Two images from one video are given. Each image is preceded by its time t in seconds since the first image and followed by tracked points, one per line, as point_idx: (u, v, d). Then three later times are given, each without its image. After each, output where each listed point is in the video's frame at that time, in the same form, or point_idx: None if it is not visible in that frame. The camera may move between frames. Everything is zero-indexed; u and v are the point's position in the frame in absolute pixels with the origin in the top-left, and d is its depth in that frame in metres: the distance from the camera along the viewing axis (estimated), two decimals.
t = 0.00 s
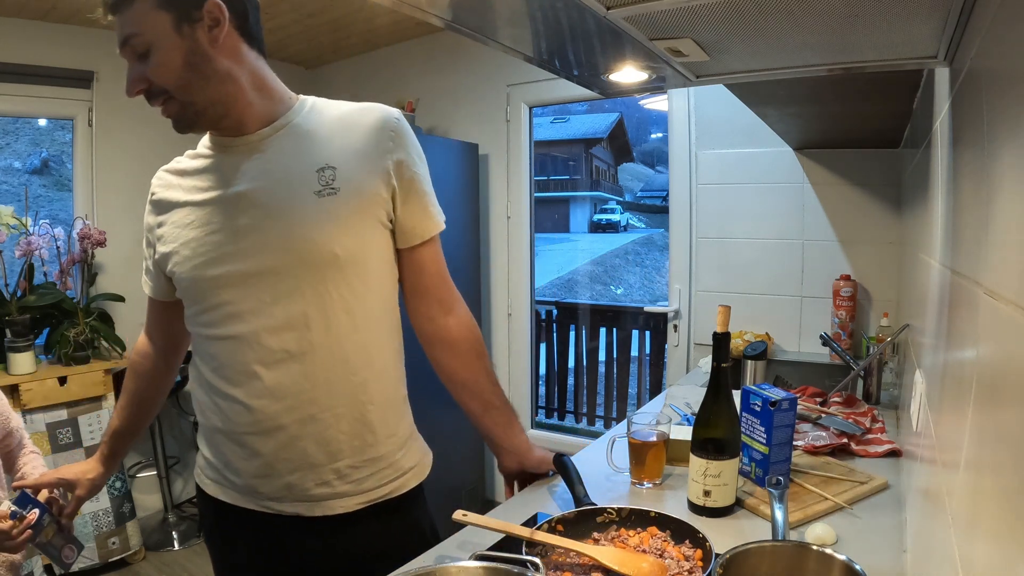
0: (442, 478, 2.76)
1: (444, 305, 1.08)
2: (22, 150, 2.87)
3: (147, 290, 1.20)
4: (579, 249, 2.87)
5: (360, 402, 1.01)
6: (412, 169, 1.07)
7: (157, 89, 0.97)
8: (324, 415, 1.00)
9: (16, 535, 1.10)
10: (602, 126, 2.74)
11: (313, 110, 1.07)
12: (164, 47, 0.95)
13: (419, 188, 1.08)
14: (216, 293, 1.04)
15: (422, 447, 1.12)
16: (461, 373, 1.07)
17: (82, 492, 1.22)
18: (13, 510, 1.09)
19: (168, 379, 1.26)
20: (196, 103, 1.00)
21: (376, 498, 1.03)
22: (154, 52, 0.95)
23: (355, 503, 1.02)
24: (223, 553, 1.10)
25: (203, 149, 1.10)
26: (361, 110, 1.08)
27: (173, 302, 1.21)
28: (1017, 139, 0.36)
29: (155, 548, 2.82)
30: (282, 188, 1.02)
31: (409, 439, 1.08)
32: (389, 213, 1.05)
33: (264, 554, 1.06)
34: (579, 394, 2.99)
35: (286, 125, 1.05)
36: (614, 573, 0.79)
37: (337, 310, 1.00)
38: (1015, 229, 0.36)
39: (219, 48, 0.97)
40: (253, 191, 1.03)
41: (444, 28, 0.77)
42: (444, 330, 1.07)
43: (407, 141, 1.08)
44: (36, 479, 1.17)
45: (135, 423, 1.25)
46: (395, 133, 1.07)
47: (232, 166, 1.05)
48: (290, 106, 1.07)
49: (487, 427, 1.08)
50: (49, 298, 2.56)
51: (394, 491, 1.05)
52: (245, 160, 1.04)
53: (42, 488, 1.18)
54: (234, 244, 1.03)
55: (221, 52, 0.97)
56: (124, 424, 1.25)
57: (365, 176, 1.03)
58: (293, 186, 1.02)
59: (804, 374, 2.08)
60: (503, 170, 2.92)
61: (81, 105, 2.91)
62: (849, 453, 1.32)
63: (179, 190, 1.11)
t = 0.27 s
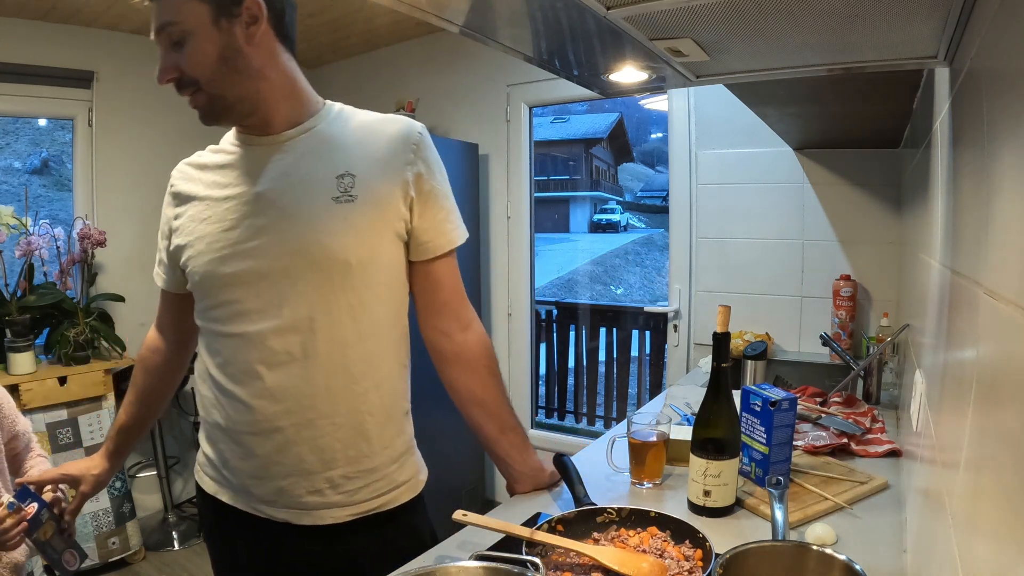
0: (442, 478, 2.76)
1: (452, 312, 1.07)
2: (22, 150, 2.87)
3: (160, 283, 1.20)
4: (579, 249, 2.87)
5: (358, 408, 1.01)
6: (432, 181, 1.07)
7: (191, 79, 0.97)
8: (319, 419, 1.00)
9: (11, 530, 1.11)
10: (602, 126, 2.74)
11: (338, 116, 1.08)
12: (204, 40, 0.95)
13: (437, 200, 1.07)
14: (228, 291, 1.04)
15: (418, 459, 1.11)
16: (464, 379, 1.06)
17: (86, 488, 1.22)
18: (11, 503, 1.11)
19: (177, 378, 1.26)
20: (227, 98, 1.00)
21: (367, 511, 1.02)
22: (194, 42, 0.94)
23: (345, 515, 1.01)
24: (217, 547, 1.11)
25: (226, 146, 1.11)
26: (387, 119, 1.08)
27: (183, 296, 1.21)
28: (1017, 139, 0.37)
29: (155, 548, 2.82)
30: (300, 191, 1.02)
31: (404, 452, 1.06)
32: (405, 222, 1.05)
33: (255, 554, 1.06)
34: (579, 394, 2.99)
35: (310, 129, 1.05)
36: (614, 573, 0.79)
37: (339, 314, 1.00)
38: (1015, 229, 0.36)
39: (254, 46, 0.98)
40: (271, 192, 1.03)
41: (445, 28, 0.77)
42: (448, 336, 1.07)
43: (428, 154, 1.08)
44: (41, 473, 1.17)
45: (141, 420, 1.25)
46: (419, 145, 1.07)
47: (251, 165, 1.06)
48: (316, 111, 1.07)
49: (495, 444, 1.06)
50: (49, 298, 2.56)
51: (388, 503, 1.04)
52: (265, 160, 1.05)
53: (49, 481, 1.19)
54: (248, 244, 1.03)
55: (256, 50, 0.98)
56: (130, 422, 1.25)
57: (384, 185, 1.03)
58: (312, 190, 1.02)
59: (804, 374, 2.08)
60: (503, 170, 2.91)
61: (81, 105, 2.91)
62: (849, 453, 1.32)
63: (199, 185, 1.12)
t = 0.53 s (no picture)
0: (442, 478, 2.76)
1: (460, 312, 1.07)
2: (22, 150, 2.87)
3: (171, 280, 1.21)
4: (579, 249, 2.87)
5: (363, 405, 1.00)
6: (443, 181, 1.07)
7: (234, 69, 0.96)
8: (328, 416, 1.00)
9: None
10: (602, 126, 2.74)
11: (351, 116, 1.08)
12: (249, 29, 0.94)
13: (447, 201, 1.07)
14: (237, 288, 1.04)
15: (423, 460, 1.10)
16: (468, 380, 1.07)
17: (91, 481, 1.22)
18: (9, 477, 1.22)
19: (190, 376, 1.26)
20: (267, 88, 1.00)
21: (376, 508, 1.01)
22: (240, 31, 0.94)
23: (353, 511, 1.01)
24: (220, 549, 1.11)
25: (239, 145, 1.12)
26: (399, 120, 1.08)
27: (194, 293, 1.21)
28: (1017, 140, 0.36)
29: (155, 548, 2.82)
30: (311, 189, 1.02)
31: (412, 451, 1.06)
32: (415, 222, 1.05)
33: (260, 552, 1.05)
34: (579, 394, 2.99)
35: (322, 129, 1.06)
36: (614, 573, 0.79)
37: (343, 313, 0.99)
38: (1015, 230, 0.36)
39: (294, 41, 1.00)
40: (283, 190, 1.03)
41: (444, 28, 0.77)
42: (452, 337, 1.07)
43: (440, 154, 1.08)
44: (50, 457, 1.19)
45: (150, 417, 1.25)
46: (431, 146, 1.07)
47: (264, 164, 1.06)
48: (329, 111, 1.08)
49: (498, 446, 1.06)
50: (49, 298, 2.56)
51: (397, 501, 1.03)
52: (279, 159, 1.05)
53: (56, 467, 1.21)
54: (258, 242, 1.03)
55: (294, 44, 1.00)
56: (140, 417, 1.24)
57: (395, 184, 1.03)
58: (324, 188, 1.02)
59: (804, 374, 2.08)
60: (503, 170, 2.91)
61: (81, 105, 2.91)
62: (849, 453, 1.32)
63: (211, 184, 1.13)
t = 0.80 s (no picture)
0: (442, 478, 2.76)
1: (463, 311, 1.08)
2: (22, 150, 2.87)
3: (175, 279, 1.21)
4: (579, 249, 2.87)
5: (367, 404, 1.00)
6: (448, 181, 1.07)
7: (282, 61, 0.97)
8: (333, 414, 1.00)
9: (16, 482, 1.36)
10: (602, 126, 2.74)
11: (356, 117, 1.09)
12: (293, 21, 0.97)
13: (452, 200, 1.07)
14: (243, 287, 1.04)
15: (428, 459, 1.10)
16: (470, 379, 1.07)
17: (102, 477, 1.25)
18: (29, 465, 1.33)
19: (197, 372, 1.26)
20: (305, 81, 1.02)
21: (382, 506, 1.01)
22: (287, 22, 0.97)
23: (359, 510, 1.01)
24: (224, 547, 1.11)
25: (245, 145, 1.12)
26: (403, 119, 1.09)
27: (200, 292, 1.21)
28: (1017, 139, 0.36)
29: (155, 548, 2.82)
30: (318, 189, 1.02)
31: (417, 450, 1.06)
32: (420, 221, 1.05)
33: (265, 550, 1.06)
34: (579, 394, 2.99)
35: (328, 128, 1.06)
36: (614, 573, 0.79)
37: (346, 312, 0.99)
38: (1015, 229, 0.36)
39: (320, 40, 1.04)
40: (291, 189, 1.04)
41: (444, 28, 0.77)
42: (453, 337, 1.07)
43: (444, 154, 1.08)
44: (65, 453, 1.22)
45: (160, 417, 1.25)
46: (435, 145, 1.07)
47: (271, 163, 1.07)
48: (335, 112, 1.08)
49: (499, 446, 1.07)
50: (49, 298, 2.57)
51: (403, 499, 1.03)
52: (285, 158, 1.06)
53: (71, 462, 1.24)
54: (264, 241, 1.03)
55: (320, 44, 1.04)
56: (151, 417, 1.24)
57: (401, 183, 1.03)
58: (331, 187, 1.02)
59: (804, 374, 2.08)
60: (502, 170, 2.92)
61: (81, 105, 2.91)
62: (849, 453, 1.32)
63: (215, 183, 1.13)
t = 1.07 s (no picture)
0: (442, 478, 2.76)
1: (466, 310, 1.07)
2: (22, 150, 2.87)
3: (183, 279, 1.21)
4: (579, 249, 2.87)
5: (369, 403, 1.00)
6: (455, 180, 1.07)
7: (299, 60, 0.98)
8: (337, 412, 1.00)
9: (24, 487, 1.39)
10: (602, 126, 2.74)
11: (365, 116, 1.09)
12: (312, 21, 0.98)
13: (459, 199, 1.07)
14: (251, 285, 1.04)
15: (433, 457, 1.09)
16: (471, 379, 1.07)
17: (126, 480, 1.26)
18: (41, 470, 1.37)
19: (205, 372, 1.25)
20: (321, 82, 1.03)
21: (389, 503, 1.01)
22: (306, 22, 0.98)
23: (366, 505, 1.01)
24: (228, 544, 1.11)
25: (254, 144, 1.12)
26: (411, 119, 1.09)
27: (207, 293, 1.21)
28: (1017, 139, 0.36)
29: (155, 548, 2.82)
30: (327, 187, 1.03)
31: (422, 448, 1.05)
32: (428, 220, 1.05)
33: (269, 547, 1.06)
34: (579, 394, 2.99)
35: (336, 127, 1.06)
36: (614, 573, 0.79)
37: (353, 310, 0.99)
38: (1015, 229, 0.36)
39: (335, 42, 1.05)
40: (299, 188, 1.04)
41: (445, 28, 0.77)
42: (455, 336, 1.07)
43: (452, 154, 1.08)
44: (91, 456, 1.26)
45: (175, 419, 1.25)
46: (443, 144, 1.07)
47: (280, 162, 1.07)
48: (344, 111, 1.09)
49: (501, 445, 1.07)
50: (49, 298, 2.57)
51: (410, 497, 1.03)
52: (295, 157, 1.06)
53: (96, 466, 1.27)
54: (273, 239, 1.03)
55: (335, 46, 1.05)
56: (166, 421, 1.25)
57: (409, 182, 1.03)
58: (340, 186, 1.02)
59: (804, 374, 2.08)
60: (502, 170, 2.92)
61: (81, 105, 2.91)
62: (849, 453, 1.32)
63: (224, 182, 1.13)
